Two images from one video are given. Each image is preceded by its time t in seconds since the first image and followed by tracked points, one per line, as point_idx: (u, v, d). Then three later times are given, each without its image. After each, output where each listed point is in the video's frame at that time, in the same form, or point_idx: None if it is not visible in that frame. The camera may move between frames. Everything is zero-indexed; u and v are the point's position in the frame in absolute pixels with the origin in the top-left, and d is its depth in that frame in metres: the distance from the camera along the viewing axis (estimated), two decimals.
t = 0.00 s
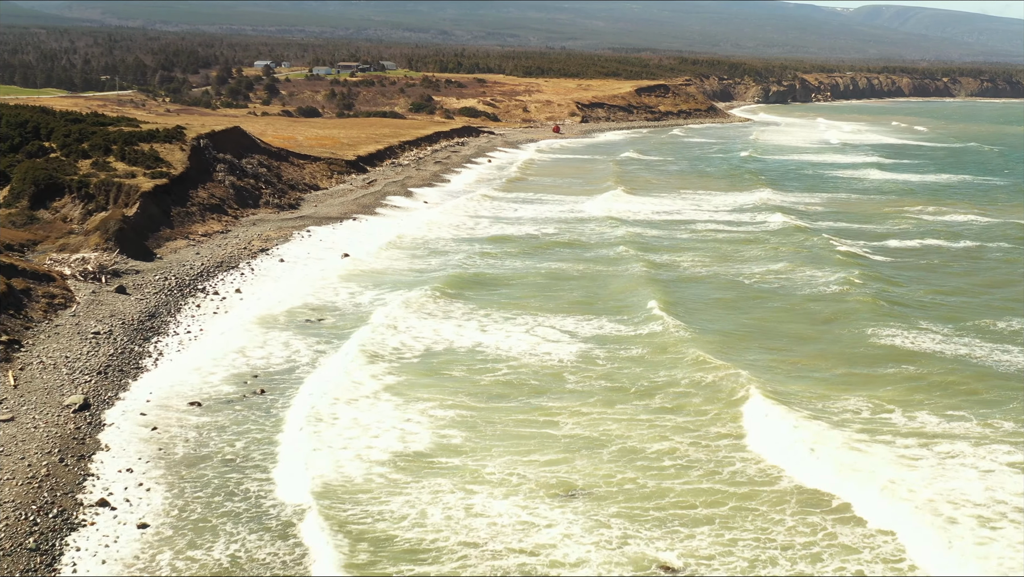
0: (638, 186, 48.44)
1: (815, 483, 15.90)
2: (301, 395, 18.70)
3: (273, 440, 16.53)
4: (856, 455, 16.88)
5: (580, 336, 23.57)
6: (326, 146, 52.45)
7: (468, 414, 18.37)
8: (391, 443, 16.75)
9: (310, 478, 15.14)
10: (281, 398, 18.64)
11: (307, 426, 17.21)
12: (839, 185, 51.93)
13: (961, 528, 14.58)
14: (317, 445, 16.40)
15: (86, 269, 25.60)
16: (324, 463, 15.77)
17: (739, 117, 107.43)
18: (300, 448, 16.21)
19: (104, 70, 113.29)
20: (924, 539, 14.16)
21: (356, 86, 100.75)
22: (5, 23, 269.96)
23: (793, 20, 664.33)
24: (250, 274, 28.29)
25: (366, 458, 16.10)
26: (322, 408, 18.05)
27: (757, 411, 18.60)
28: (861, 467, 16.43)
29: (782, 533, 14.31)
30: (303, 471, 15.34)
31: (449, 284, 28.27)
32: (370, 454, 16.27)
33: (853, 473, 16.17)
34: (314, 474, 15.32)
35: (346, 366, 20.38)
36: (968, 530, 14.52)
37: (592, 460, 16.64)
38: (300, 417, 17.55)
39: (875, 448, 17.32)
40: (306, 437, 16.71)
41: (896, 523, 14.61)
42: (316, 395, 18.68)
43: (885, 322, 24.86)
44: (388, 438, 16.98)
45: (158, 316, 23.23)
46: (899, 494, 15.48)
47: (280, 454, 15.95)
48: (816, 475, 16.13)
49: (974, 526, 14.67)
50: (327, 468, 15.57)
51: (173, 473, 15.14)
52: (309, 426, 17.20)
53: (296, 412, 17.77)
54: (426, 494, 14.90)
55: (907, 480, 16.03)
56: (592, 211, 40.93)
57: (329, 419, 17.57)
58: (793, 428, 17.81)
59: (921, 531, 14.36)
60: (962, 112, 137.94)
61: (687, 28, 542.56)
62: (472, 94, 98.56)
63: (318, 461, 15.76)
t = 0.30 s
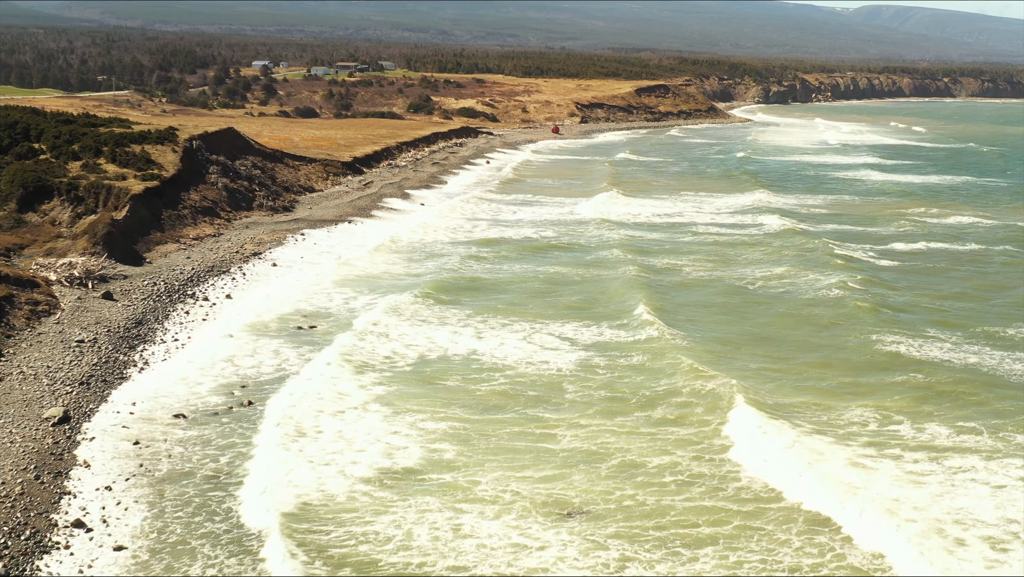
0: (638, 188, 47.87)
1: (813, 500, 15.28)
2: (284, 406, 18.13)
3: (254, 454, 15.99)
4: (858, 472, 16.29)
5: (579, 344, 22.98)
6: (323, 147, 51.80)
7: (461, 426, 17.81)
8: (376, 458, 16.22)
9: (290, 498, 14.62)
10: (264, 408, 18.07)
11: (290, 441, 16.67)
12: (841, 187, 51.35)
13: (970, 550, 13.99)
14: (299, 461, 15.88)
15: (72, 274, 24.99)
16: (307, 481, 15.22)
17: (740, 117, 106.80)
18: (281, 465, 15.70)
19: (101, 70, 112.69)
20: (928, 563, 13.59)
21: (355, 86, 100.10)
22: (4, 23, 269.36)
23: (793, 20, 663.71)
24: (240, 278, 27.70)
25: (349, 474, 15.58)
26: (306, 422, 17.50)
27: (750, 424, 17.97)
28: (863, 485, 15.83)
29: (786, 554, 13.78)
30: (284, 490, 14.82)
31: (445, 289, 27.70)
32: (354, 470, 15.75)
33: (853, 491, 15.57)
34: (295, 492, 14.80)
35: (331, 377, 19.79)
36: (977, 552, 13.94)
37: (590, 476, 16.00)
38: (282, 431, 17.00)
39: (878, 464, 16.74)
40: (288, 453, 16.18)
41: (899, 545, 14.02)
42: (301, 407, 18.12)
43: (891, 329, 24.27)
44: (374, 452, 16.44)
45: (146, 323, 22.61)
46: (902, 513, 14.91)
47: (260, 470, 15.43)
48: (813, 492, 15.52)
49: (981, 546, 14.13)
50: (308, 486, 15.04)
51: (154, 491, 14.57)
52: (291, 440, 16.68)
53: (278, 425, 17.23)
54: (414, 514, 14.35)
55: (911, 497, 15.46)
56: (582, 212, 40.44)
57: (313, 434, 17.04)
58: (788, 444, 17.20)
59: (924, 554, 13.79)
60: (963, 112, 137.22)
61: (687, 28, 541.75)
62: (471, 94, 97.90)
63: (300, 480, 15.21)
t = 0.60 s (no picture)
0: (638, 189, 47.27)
1: (812, 518, 14.67)
2: (265, 417, 17.53)
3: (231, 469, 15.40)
4: (860, 488, 15.69)
5: (578, 351, 22.34)
6: (319, 148, 51.13)
7: (454, 439, 17.19)
8: (363, 473, 15.60)
9: (267, 520, 14.03)
10: (244, 419, 17.47)
11: (271, 455, 16.08)
12: (844, 188, 50.76)
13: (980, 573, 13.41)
14: (279, 477, 15.29)
15: (58, 280, 24.35)
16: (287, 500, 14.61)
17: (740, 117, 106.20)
18: (259, 481, 15.11)
19: (98, 70, 111.87)
20: None
21: (352, 86, 99.37)
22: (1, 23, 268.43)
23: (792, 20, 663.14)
24: (231, 283, 27.06)
25: (332, 491, 14.98)
26: (288, 435, 16.91)
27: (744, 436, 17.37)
28: (865, 502, 15.24)
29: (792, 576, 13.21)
30: (260, 511, 14.23)
31: (442, 295, 27.08)
32: (336, 487, 15.13)
33: (854, 509, 14.97)
34: (272, 513, 14.22)
35: (316, 388, 19.17)
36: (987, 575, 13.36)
37: (588, 493, 15.38)
38: (263, 445, 16.41)
39: (883, 479, 16.13)
40: (268, 468, 15.60)
41: (904, 569, 13.42)
42: (283, 419, 17.53)
43: (899, 335, 23.67)
44: (360, 467, 15.82)
45: (133, 330, 21.98)
46: (908, 533, 14.33)
47: (236, 488, 14.83)
48: (811, 510, 14.90)
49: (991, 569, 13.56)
50: (287, 505, 14.45)
51: (133, 510, 13.98)
52: (272, 455, 16.09)
53: (258, 439, 16.63)
54: (399, 535, 13.79)
55: (918, 516, 14.86)
56: (577, 214, 39.83)
57: (296, 447, 16.45)
58: (786, 459, 16.60)
59: None
60: (964, 112, 136.69)
61: (686, 28, 541.09)
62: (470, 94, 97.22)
63: (280, 499, 14.60)
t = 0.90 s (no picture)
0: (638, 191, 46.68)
1: (812, 539, 14.06)
2: (247, 431, 16.92)
3: (207, 486, 14.79)
4: (864, 506, 15.09)
5: (578, 358, 21.73)
6: (315, 149, 50.51)
7: (447, 453, 16.60)
8: (348, 490, 14.99)
9: (243, 542, 13.43)
10: (224, 431, 16.86)
11: (251, 471, 15.47)
12: (846, 190, 50.18)
13: None
14: (258, 495, 14.69)
15: (42, 285, 23.72)
16: (265, 521, 14.01)
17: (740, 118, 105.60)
18: (237, 500, 14.51)
19: (95, 70, 111.19)
20: None
21: (351, 87, 98.66)
22: None
23: (792, 20, 662.54)
24: (221, 288, 26.40)
25: (314, 510, 14.38)
26: (270, 450, 16.30)
27: (743, 450, 16.75)
28: (870, 522, 14.64)
29: None
30: (236, 533, 13.64)
31: (438, 300, 26.48)
32: (319, 505, 14.53)
33: (857, 530, 14.36)
34: (249, 535, 13.62)
35: (300, 399, 18.56)
36: None
37: (586, 510, 14.75)
38: (243, 460, 15.80)
39: (888, 496, 15.53)
40: (247, 485, 15.00)
41: None
42: (265, 433, 16.92)
43: (907, 343, 23.07)
44: (345, 483, 15.21)
45: (118, 338, 21.35)
46: (914, 556, 13.71)
47: (212, 507, 14.22)
48: (811, 530, 14.29)
49: None
50: (265, 526, 13.87)
51: (110, 531, 13.40)
52: (252, 471, 15.48)
53: (238, 453, 16.02)
54: (384, 558, 13.19)
55: (926, 537, 14.25)
56: (577, 216, 39.24)
57: (278, 462, 15.84)
58: (786, 476, 15.99)
59: None
60: (965, 113, 136.12)
61: (686, 28, 540.48)
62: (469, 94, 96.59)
63: (258, 520, 13.99)
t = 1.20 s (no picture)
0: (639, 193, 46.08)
1: (813, 561, 13.46)
2: (228, 445, 16.32)
3: (182, 505, 14.17)
4: (870, 526, 14.49)
5: (576, 366, 21.10)
6: (311, 150, 49.92)
7: (440, 468, 15.98)
8: (333, 510, 14.40)
9: (216, 567, 12.81)
10: (204, 444, 16.25)
11: (229, 488, 14.86)
12: (850, 191, 49.56)
13: None
14: (236, 515, 14.07)
15: (26, 291, 23.08)
16: (242, 544, 13.38)
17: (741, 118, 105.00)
18: (213, 521, 13.89)
19: (92, 70, 110.52)
20: None
21: (349, 87, 97.95)
22: None
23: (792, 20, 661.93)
24: (210, 293, 25.75)
25: (295, 531, 13.77)
26: (251, 465, 15.68)
27: (742, 467, 16.16)
28: (877, 543, 14.03)
29: None
30: (209, 556, 13.01)
31: (434, 305, 25.85)
32: (300, 526, 13.93)
33: (861, 551, 13.77)
34: (223, 559, 13.00)
35: (286, 412, 17.94)
36: None
37: (585, 530, 14.12)
38: (222, 476, 15.19)
39: (896, 514, 14.92)
40: (224, 503, 14.39)
41: None
42: (247, 447, 16.31)
43: (915, 351, 22.46)
44: (329, 502, 14.62)
45: (103, 347, 20.71)
46: None
47: (186, 528, 13.61)
48: (813, 552, 13.68)
49: None
50: (241, 550, 13.24)
51: (85, 555, 12.80)
52: (232, 488, 14.87)
53: (217, 469, 15.41)
54: None
55: (936, 559, 13.64)
56: (576, 218, 38.64)
57: (259, 479, 15.23)
58: (789, 493, 15.37)
59: None
60: (966, 113, 135.49)
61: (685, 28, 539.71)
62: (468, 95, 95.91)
63: (234, 543, 13.36)
